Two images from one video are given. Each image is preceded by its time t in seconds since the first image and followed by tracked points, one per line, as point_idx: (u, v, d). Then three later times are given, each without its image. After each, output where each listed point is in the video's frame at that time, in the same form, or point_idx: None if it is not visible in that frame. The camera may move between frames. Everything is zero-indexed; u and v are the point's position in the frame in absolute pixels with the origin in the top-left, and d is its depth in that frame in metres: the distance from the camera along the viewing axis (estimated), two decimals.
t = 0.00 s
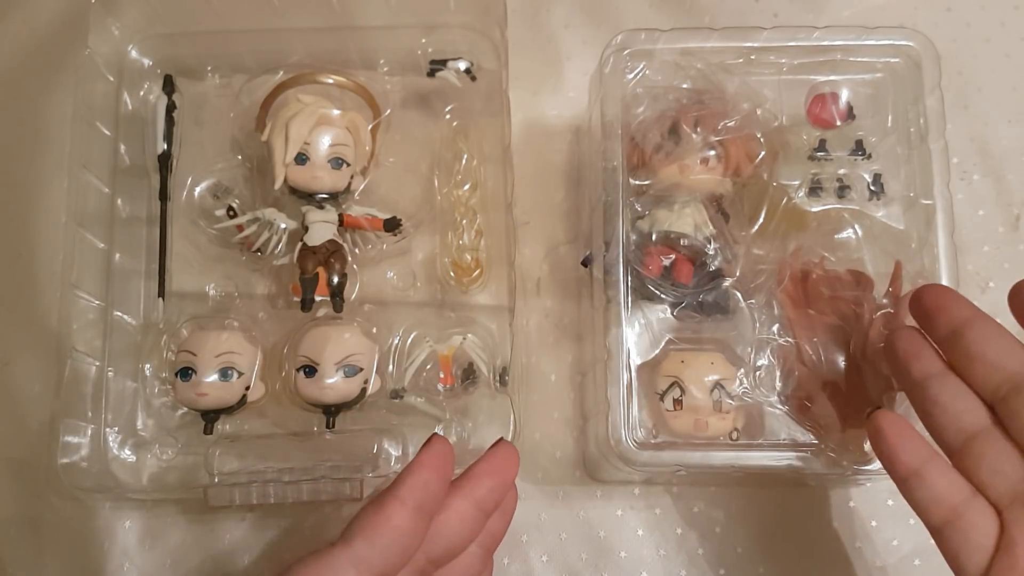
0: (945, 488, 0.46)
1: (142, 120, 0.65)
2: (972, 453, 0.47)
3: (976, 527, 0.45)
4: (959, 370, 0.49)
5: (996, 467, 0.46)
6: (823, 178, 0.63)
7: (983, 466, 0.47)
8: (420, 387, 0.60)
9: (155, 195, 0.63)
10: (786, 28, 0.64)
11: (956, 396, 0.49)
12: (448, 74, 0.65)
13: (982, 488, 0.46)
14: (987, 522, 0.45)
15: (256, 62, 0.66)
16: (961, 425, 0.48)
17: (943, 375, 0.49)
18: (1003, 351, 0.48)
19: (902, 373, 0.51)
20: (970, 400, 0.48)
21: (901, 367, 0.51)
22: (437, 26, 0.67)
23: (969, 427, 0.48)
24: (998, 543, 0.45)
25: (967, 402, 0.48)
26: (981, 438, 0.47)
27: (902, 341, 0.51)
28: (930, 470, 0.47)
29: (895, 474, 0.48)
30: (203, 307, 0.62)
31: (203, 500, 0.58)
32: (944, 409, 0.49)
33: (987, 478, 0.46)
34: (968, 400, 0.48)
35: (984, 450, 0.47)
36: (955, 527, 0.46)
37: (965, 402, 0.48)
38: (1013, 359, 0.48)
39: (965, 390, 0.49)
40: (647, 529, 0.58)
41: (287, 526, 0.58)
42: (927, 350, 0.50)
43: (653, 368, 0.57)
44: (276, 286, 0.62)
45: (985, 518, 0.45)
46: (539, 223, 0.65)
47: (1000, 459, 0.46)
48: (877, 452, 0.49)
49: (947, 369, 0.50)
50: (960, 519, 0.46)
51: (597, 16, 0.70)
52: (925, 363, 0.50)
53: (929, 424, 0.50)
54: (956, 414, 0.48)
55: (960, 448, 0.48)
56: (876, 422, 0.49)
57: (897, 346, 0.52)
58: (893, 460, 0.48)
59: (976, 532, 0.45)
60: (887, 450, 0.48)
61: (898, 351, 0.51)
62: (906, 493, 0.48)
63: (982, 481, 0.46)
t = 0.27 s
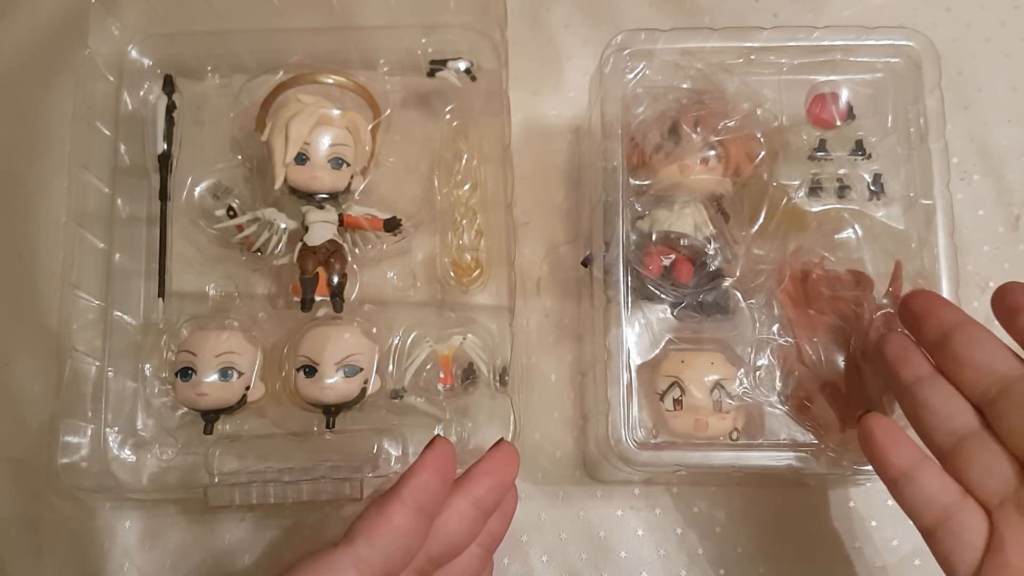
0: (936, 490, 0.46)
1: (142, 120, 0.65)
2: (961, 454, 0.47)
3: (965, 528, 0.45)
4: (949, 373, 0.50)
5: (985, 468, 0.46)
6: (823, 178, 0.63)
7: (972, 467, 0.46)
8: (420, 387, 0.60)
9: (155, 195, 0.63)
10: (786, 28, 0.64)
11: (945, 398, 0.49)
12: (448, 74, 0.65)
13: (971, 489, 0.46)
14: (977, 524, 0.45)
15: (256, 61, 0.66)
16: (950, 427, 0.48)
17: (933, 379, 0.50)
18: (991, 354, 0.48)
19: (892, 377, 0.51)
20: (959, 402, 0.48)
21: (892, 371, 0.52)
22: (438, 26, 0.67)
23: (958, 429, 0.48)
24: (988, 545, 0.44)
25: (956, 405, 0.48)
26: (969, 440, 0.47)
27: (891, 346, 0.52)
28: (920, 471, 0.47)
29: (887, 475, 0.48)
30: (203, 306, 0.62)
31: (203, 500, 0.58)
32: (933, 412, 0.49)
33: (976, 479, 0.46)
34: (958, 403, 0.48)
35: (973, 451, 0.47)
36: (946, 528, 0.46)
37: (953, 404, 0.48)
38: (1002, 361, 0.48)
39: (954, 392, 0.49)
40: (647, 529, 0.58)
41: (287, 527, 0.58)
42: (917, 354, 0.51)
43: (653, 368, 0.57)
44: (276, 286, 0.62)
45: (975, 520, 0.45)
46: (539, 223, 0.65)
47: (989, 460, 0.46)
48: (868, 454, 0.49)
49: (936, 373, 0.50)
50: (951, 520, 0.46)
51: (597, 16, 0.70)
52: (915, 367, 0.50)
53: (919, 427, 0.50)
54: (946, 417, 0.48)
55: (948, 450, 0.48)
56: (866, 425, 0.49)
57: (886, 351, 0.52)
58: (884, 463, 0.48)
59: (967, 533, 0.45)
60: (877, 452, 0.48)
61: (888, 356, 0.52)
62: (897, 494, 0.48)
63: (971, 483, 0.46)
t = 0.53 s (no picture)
0: (939, 490, 0.46)
1: (142, 120, 0.65)
2: (963, 454, 0.47)
3: (967, 528, 0.45)
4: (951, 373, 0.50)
5: (987, 468, 0.46)
6: (823, 178, 0.63)
7: (975, 467, 0.47)
8: (420, 387, 0.60)
9: (155, 195, 0.63)
10: (786, 28, 0.64)
11: (947, 398, 0.49)
12: (448, 74, 0.65)
13: (973, 489, 0.46)
14: (979, 524, 0.45)
15: (256, 61, 0.66)
16: (952, 428, 0.48)
17: (934, 378, 0.50)
18: (993, 355, 0.48)
19: (893, 376, 0.51)
20: (961, 402, 0.49)
21: (893, 370, 0.51)
22: (437, 26, 0.66)
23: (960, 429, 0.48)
24: (990, 544, 0.45)
25: (958, 405, 0.49)
26: (971, 441, 0.48)
27: (892, 346, 0.52)
28: (923, 471, 0.47)
29: (888, 475, 0.48)
30: (203, 307, 0.62)
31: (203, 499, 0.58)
32: (935, 412, 0.49)
33: (978, 480, 0.46)
34: (959, 403, 0.49)
35: (975, 452, 0.47)
36: (947, 528, 0.46)
37: (955, 405, 0.49)
38: (1004, 362, 0.48)
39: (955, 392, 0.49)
40: (647, 529, 0.58)
41: (287, 527, 0.58)
42: (918, 354, 0.51)
43: (653, 368, 0.57)
44: (276, 286, 0.62)
45: (977, 520, 0.45)
46: (539, 223, 0.65)
47: (992, 460, 0.46)
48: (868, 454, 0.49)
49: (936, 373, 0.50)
50: (953, 520, 0.46)
51: (597, 16, 0.70)
52: (916, 366, 0.50)
53: (920, 428, 0.50)
54: (948, 417, 0.48)
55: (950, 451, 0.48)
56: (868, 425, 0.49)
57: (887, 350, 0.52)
58: (886, 463, 0.48)
59: (969, 533, 0.45)
60: (880, 452, 0.48)
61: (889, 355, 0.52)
62: (898, 494, 0.48)
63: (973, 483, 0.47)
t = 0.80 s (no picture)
0: (942, 502, 0.46)
1: (142, 120, 0.65)
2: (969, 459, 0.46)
3: (972, 541, 0.44)
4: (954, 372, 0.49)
5: (993, 476, 0.45)
6: (823, 178, 0.63)
7: (980, 474, 0.46)
8: (420, 387, 0.60)
9: (155, 195, 0.63)
10: (786, 28, 0.64)
11: (951, 400, 0.47)
12: (448, 74, 0.65)
13: (978, 498, 0.46)
14: (984, 535, 0.44)
15: (256, 62, 0.66)
16: (956, 430, 0.47)
17: (936, 378, 0.48)
18: (998, 354, 0.47)
19: (893, 375, 0.50)
20: (965, 404, 0.47)
21: (892, 368, 0.50)
22: (437, 26, 0.66)
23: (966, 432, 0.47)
24: (997, 556, 0.44)
25: (962, 407, 0.47)
26: (978, 445, 0.46)
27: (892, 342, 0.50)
28: (924, 485, 0.46)
29: (889, 487, 0.47)
30: (203, 306, 0.62)
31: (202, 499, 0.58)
32: (938, 414, 0.48)
33: (984, 487, 0.45)
34: (963, 404, 0.47)
35: (981, 457, 0.46)
36: (951, 541, 0.45)
37: (958, 407, 0.47)
38: (1009, 361, 0.47)
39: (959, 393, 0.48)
40: (647, 529, 0.58)
41: (287, 527, 0.58)
42: (919, 352, 0.49)
43: (653, 368, 0.57)
44: (276, 286, 0.62)
45: (981, 530, 0.45)
46: (539, 223, 0.65)
47: (998, 467, 0.45)
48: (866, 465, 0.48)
49: (939, 372, 0.48)
50: (957, 532, 0.45)
51: (597, 16, 0.70)
52: (916, 365, 0.49)
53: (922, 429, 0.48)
54: (952, 420, 0.47)
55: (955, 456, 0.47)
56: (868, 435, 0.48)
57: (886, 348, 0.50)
58: (888, 476, 0.47)
59: (974, 545, 0.44)
60: (878, 466, 0.47)
61: (889, 354, 0.50)
62: (899, 508, 0.47)
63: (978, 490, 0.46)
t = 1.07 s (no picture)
0: (921, 498, 0.46)
1: (142, 120, 0.65)
2: (945, 457, 0.47)
3: (949, 535, 0.45)
4: (929, 372, 0.50)
5: (969, 473, 0.46)
6: (823, 178, 0.63)
7: (956, 470, 0.47)
8: (420, 387, 0.60)
9: (155, 195, 0.63)
10: (786, 28, 0.64)
11: (925, 400, 0.48)
12: (448, 74, 0.65)
13: (954, 493, 0.47)
14: (961, 530, 0.45)
15: (256, 61, 0.66)
16: (932, 430, 0.48)
17: (911, 379, 0.49)
18: (969, 353, 0.48)
19: (871, 378, 0.51)
20: (938, 404, 0.48)
21: (869, 372, 0.51)
22: (437, 26, 0.66)
23: (941, 431, 0.48)
24: (972, 549, 0.45)
25: (936, 406, 0.48)
26: (953, 443, 0.47)
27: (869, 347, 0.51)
28: (904, 481, 0.47)
29: (869, 483, 0.48)
30: (203, 307, 0.62)
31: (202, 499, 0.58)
32: (914, 414, 0.49)
33: (960, 483, 0.46)
34: (938, 405, 0.48)
35: (955, 455, 0.47)
36: (928, 535, 0.46)
37: (932, 406, 0.48)
38: (980, 360, 0.48)
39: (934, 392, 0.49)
40: (647, 529, 0.58)
41: (287, 527, 0.58)
42: (895, 355, 0.50)
43: (653, 368, 0.57)
44: (276, 286, 0.62)
45: (958, 526, 0.45)
46: (539, 223, 0.65)
47: (972, 463, 0.46)
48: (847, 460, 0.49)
49: (914, 374, 0.49)
50: (934, 528, 0.46)
51: (597, 16, 0.70)
52: (892, 367, 0.50)
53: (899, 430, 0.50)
54: (927, 419, 0.48)
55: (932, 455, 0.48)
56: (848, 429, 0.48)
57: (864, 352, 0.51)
58: (868, 471, 0.47)
59: (950, 539, 0.45)
60: (860, 462, 0.47)
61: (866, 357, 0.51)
62: (880, 502, 0.47)
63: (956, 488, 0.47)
